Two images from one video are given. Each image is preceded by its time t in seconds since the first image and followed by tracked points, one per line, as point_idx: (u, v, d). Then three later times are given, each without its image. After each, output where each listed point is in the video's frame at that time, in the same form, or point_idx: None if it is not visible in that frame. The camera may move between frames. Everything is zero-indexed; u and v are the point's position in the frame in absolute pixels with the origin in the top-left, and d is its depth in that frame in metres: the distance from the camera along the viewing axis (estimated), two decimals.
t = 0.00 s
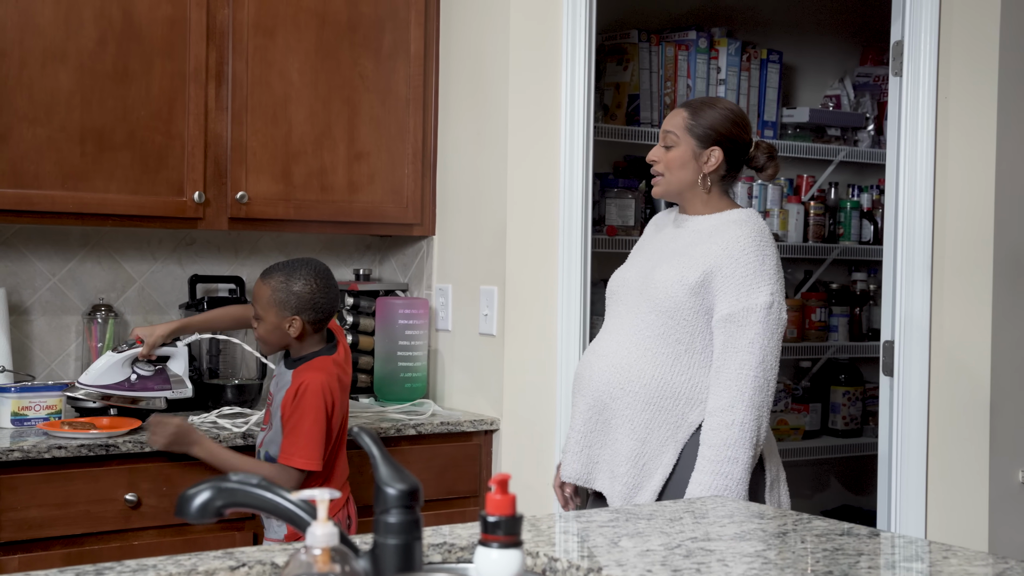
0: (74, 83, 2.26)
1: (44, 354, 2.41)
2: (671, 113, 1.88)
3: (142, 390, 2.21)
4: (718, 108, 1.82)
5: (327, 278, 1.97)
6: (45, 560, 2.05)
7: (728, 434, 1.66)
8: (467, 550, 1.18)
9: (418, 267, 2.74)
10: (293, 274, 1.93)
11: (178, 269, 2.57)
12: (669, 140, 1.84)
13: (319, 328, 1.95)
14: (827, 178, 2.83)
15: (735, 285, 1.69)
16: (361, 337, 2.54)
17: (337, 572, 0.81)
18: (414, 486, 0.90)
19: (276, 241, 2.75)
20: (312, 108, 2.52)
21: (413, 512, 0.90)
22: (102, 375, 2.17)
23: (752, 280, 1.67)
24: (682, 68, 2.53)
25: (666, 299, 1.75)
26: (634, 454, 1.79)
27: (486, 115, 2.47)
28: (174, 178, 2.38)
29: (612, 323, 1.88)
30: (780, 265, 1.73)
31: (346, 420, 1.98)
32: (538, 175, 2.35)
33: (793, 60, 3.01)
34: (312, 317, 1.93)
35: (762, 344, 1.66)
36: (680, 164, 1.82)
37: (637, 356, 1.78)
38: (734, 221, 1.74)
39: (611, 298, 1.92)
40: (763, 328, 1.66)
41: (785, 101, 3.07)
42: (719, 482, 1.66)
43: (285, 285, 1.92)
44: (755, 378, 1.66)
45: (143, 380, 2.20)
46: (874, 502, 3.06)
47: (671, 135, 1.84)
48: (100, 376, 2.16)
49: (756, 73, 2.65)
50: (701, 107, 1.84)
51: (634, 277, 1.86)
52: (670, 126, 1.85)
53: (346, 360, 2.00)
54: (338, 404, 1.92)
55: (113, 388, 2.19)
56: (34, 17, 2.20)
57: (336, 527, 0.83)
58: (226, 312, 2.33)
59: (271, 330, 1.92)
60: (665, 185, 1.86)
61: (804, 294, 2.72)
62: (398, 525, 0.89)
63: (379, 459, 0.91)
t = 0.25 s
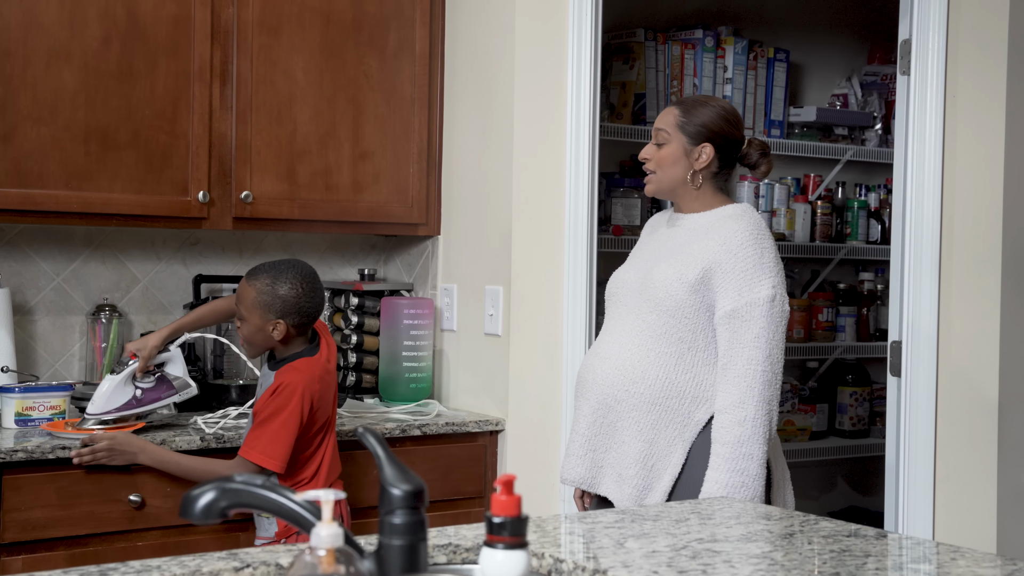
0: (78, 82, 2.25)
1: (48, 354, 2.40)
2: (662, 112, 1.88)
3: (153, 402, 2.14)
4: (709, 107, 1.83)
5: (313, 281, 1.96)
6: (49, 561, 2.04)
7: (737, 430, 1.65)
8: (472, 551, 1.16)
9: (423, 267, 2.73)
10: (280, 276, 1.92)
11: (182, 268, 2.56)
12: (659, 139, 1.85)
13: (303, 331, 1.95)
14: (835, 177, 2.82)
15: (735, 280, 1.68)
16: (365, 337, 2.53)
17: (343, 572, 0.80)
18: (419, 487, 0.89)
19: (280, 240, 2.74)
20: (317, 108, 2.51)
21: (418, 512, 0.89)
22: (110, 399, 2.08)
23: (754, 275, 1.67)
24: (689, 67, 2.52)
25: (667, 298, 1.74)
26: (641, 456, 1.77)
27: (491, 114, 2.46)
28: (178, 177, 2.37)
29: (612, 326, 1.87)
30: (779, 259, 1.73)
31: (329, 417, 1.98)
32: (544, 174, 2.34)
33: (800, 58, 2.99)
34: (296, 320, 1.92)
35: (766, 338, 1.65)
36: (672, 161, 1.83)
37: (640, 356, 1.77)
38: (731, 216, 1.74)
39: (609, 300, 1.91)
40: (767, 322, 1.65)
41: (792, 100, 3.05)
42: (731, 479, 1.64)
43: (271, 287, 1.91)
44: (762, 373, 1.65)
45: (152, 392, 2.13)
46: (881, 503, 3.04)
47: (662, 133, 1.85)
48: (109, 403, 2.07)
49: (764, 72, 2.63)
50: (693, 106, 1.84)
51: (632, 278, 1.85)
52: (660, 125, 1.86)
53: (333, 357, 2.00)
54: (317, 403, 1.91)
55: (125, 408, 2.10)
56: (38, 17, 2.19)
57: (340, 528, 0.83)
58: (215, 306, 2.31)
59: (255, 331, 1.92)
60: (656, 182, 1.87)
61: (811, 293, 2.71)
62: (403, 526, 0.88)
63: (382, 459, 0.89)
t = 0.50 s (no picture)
0: (78, 81, 2.24)
1: (48, 354, 2.38)
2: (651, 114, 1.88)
3: (158, 403, 2.13)
4: (696, 108, 1.83)
5: (304, 275, 1.96)
6: (48, 563, 2.02)
7: (739, 424, 1.63)
8: (474, 553, 1.14)
9: (425, 268, 2.71)
10: (272, 271, 1.91)
11: (182, 268, 2.54)
12: (647, 139, 1.85)
13: (296, 326, 1.94)
14: (840, 177, 2.80)
15: (727, 274, 1.68)
16: (367, 338, 2.51)
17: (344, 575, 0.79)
18: (421, 488, 0.87)
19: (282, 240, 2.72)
20: (319, 107, 2.50)
21: (420, 514, 0.87)
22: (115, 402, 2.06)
23: (745, 266, 1.66)
24: (693, 65, 2.50)
25: (660, 298, 1.74)
26: (643, 458, 1.75)
27: (494, 113, 2.44)
28: (179, 177, 2.35)
29: (606, 331, 1.85)
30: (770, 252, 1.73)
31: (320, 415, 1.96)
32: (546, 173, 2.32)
33: (805, 57, 2.98)
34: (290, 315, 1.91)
35: (761, 328, 1.64)
36: (660, 162, 1.83)
37: (636, 358, 1.75)
38: (718, 212, 1.74)
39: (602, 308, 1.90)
40: (761, 313, 1.65)
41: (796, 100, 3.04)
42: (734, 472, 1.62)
43: (264, 282, 1.90)
44: (759, 365, 1.64)
45: (157, 393, 2.12)
46: (886, 505, 3.03)
47: (650, 134, 1.85)
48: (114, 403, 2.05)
49: (768, 71, 2.61)
50: (679, 107, 1.85)
51: (623, 282, 1.84)
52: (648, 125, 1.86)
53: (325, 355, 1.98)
54: (309, 399, 1.90)
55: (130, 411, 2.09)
56: (38, 15, 2.18)
57: (341, 529, 0.81)
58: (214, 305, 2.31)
59: (248, 328, 1.90)
60: (644, 184, 1.87)
61: (816, 294, 2.69)
62: (405, 528, 0.86)
63: (384, 460, 0.87)
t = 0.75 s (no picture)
0: (78, 79, 2.22)
1: (47, 355, 2.37)
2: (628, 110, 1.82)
3: (154, 401, 2.11)
4: (673, 104, 1.77)
5: (303, 276, 1.93)
6: (47, 565, 2.00)
7: (720, 419, 1.58)
8: (476, 555, 1.13)
9: (426, 268, 2.69)
10: (267, 272, 1.89)
11: (182, 269, 2.52)
12: (625, 136, 1.79)
13: (293, 328, 1.92)
14: (844, 176, 2.78)
15: (708, 267, 1.63)
16: (368, 339, 2.49)
17: None
18: (422, 490, 0.85)
19: (282, 240, 2.70)
20: (319, 106, 2.48)
21: (422, 516, 0.86)
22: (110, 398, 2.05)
23: (726, 259, 1.62)
24: (696, 64, 2.48)
25: (640, 294, 1.68)
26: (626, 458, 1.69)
27: (497, 112, 2.42)
28: (178, 176, 2.34)
29: (582, 330, 1.79)
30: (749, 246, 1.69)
31: (318, 414, 1.95)
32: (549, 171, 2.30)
33: (808, 56, 2.96)
34: (286, 316, 1.89)
35: (742, 322, 1.59)
36: (636, 159, 1.77)
37: (615, 356, 1.69)
38: (699, 207, 1.70)
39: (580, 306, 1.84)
40: (742, 307, 1.60)
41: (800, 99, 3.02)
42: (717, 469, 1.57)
43: (259, 282, 1.88)
44: (740, 359, 1.59)
45: (153, 391, 2.11)
46: (891, 506, 3.01)
47: (627, 130, 1.79)
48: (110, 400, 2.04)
49: (772, 70, 2.59)
50: (656, 103, 1.79)
51: (602, 280, 1.78)
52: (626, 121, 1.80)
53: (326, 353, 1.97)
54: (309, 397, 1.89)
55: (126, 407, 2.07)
56: (36, 14, 2.16)
57: (343, 531, 0.80)
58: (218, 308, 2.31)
59: (244, 328, 1.89)
60: (619, 180, 1.81)
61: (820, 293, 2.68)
62: (406, 529, 0.85)
63: (386, 461, 0.86)
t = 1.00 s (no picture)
0: (78, 79, 2.21)
1: (46, 355, 2.35)
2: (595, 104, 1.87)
3: (150, 390, 2.15)
4: (634, 98, 1.81)
5: (290, 267, 1.89)
6: (47, 567, 1.99)
7: (699, 403, 1.63)
8: (478, 556, 1.12)
9: (428, 268, 2.68)
10: (256, 266, 1.87)
11: (182, 269, 2.51)
12: (590, 129, 1.84)
13: (286, 320, 1.88)
14: (848, 176, 2.77)
15: (684, 257, 1.68)
16: (369, 339, 2.48)
17: None
18: (424, 491, 0.84)
19: (283, 240, 2.69)
20: (320, 105, 2.47)
21: (423, 517, 0.84)
22: (109, 376, 2.11)
23: (701, 248, 1.68)
24: (699, 63, 2.47)
25: (619, 286, 1.72)
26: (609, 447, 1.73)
27: (498, 111, 2.41)
28: (179, 176, 2.33)
29: (557, 326, 1.82)
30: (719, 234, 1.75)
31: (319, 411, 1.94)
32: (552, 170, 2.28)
33: (812, 55, 2.94)
34: (274, 309, 1.86)
35: (720, 309, 1.66)
36: (601, 150, 1.81)
37: (596, 349, 1.73)
38: (669, 198, 1.75)
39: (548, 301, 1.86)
40: (719, 294, 1.66)
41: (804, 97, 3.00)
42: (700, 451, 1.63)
43: (245, 276, 1.87)
44: (716, 344, 1.65)
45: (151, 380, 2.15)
46: (895, 508, 2.99)
47: (592, 123, 1.84)
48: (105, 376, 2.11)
49: (776, 68, 2.57)
50: (617, 98, 1.83)
51: (574, 273, 1.81)
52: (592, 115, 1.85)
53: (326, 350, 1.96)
54: (308, 392, 1.88)
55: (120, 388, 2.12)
56: (36, 13, 2.15)
57: (344, 533, 0.80)
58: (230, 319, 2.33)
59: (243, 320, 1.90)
60: (586, 173, 1.84)
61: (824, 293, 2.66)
62: (408, 531, 0.83)
63: (387, 462, 0.84)
